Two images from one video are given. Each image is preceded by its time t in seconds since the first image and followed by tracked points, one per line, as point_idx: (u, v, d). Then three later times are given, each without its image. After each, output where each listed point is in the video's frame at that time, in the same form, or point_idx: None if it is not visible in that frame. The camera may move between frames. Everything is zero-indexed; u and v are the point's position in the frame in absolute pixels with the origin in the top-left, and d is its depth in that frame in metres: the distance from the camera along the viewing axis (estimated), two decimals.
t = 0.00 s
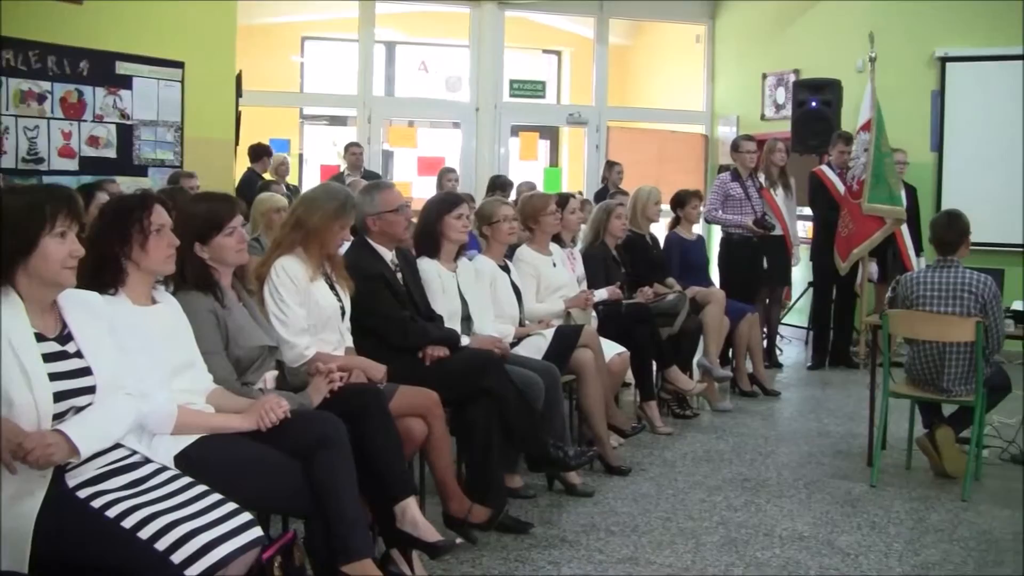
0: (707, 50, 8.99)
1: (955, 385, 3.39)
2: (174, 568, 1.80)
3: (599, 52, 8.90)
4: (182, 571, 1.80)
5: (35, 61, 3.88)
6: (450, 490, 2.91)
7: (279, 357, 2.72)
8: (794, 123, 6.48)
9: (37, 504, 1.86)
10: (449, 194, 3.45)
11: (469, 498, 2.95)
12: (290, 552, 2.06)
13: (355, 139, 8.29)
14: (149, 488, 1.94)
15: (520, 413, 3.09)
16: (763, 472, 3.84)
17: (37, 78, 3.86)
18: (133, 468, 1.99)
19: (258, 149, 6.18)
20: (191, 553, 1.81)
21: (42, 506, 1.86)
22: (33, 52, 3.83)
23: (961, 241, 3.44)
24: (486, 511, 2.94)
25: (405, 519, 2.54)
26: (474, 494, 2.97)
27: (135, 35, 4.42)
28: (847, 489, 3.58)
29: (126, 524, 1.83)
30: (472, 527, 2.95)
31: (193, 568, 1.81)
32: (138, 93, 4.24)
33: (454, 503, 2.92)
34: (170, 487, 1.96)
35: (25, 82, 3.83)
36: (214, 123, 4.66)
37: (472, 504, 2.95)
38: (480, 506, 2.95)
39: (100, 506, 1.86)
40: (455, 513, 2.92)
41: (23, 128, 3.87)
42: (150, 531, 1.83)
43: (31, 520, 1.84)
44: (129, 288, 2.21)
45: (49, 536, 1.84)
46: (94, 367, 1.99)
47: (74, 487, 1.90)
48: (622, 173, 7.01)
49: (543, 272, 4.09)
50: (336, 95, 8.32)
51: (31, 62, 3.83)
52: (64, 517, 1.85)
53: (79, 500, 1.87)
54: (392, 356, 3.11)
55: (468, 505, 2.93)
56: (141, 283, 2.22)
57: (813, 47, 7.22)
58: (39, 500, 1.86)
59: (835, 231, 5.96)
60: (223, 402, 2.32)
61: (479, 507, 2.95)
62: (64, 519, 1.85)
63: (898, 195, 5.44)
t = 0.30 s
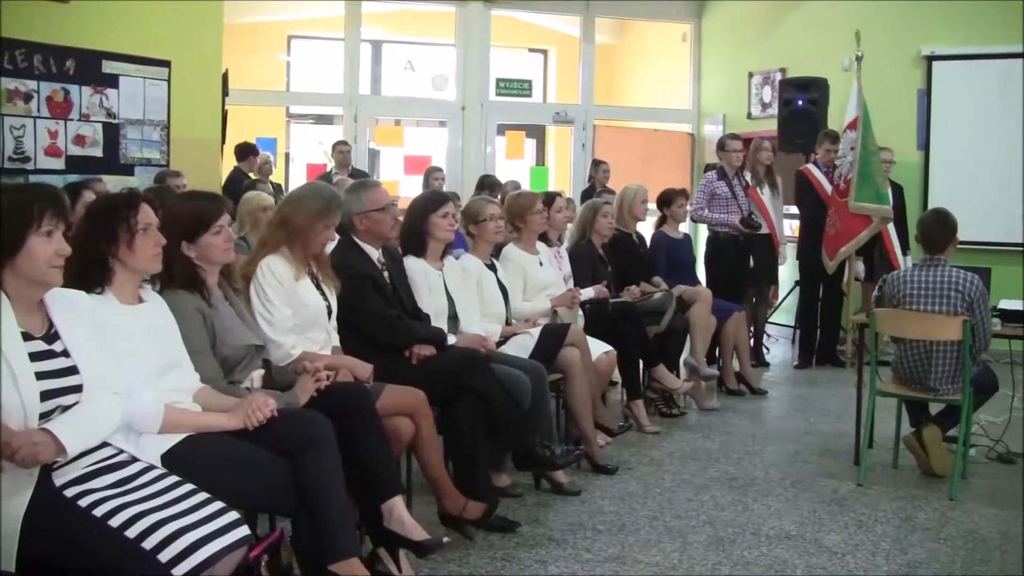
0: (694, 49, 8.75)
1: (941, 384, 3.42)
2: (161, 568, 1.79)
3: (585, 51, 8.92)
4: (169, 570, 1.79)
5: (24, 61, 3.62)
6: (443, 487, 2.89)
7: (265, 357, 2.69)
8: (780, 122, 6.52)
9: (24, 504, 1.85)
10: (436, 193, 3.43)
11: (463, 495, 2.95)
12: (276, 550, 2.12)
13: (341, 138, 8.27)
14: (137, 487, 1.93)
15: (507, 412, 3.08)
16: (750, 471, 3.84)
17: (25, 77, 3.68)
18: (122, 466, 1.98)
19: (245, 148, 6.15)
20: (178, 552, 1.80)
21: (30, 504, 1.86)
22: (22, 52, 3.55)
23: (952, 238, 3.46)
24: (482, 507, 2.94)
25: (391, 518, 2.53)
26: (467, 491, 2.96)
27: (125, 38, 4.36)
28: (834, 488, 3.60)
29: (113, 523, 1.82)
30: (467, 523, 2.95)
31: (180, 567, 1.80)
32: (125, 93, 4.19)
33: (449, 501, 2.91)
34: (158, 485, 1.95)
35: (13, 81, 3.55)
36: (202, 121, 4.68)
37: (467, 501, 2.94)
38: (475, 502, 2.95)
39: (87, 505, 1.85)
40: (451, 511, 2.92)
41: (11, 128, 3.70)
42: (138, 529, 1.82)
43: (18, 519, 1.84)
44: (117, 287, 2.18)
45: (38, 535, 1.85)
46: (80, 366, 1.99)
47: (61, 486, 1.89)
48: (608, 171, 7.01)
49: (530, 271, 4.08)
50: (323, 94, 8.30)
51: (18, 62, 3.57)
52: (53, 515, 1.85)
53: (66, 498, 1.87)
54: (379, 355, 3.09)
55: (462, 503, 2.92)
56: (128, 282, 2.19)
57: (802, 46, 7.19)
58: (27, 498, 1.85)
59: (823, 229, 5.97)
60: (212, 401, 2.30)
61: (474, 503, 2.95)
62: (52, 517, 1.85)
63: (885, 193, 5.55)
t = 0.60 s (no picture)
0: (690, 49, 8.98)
1: (939, 384, 3.41)
2: (157, 568, 1.79)
3: (582, 51, 8.90)
4: (165, 570, 1.79)
5: (19, 60, 3.41)
6: (437, 487, 2.89)
7: (262, 356, 2.69)
8: (777, 121, 6.51)
9: (21, 503, 1.86)
10: (432, 192, 3.43)
11: (457, 496, 2.93)
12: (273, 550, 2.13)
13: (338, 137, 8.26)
14: (133, 488, 1.93)
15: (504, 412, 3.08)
16: (747, 471, 3.84)
17: (21, 76, 3.43)
18: (118, 467, 1.99)
19: (242, 147, 6.13)
20: (175, 552, 1.81)
21: (25, 504, 1.87)
22: (20, 51, 3.34)
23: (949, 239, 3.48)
24: (475, 509, 2.93)
25: (388, 518, 2.53)
26: (461, 492, 2.95)
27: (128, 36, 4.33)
28: (831, 487, 3.60)
29: (110, 522, 1.82)
30: (460, 525, 2.92)
31: (177, 567, 1.80)
32: (120, 92, 4.15)
33: (442, 502, 2.90)
34: (154, 486, 1.95)
35: (11, 81, 3.35)
36: (196, 119, 4.72)
37: (460, 503, 2.93)
38: (468, 504, 2.93)
39: (83, 505, 1.86)
40: (442, 511, 2.90)
41: (8, 128, 3.53)
42: (134, 529, 1.82)
43: (14, 519, 1.84)
44: (114, 287, 2.17)
45: (32, 535, 1.85)
46: (77, 365, 1.99)
47: (57, 485, 1.90)
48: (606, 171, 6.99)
49: (526, 271, 4.08)
50: (319, 93, 8.29)
51: (15, 60, 3.32)
52: (48, 515, 1.85)
53: (63, 498, 1.87)
54: (376, 355, 3.08)
55: (456, 504, 2.91)
56: (125, 282, 2.18)
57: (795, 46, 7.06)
58: (23, 497, 1.86)
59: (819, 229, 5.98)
60: (208, 401, 2.29)
61: (466, 505, 2.93)
62: (48, 517, 1.85)
63: (881, 193, 5.53)
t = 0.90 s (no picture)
0: (689, 49, 9.09)
1: (938, 384, 3.41)
2: (157, 568, 1.79)
3: (582, 51, 8.89)
4: (165, 570, 1.79)
5: (19, 60, 3.61)
6: (437, 487, 2.89)
7: (261, 357, 2.68)
8: (776, 121, 6.50)
9: (21, 503, 1.86)
10: (431, 192, 3.43)
11: (458, 495, 2.92)
12: (273, 549, 2.13)
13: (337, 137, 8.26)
14: (132, 488, 1.93)
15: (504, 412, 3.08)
16: (746, 471, 3.85)
17: (20, 76, 3.63)
18: (118, 468, 1.99)
19: (240, 146, 6.13)
20: (175, 552, 1.81)
21: (25, 504, 1.87)
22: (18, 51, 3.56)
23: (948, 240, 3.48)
24: (476, 508, 2.92)
25: (388, 518, 2.53)
26: (462, 492, 2.95)
27: (124, 36, 4.36)
28: (830, 487, 3.60)
29: (110, 522, 1.83)
30: (461, 525, 2.92)
31: (176, 567, 1.80)
32: (120, 92, 4.19)
33: (443, 501, 2.89)
34: (154, 486, 1.96)
35: (10, 81, 3.55)
36: (196, 118, 4.66)
37: (461, 502, 2.92)
38: (469, 504, 2.93)
39: (83, 505, 1.86)
40: (444, 510, 2.90)
41: (8, 127, 3.66)
42: (134, 529, 1.82)
43: (13, 519, 1.85)
44: (113, 287, 2.17)
45: (31, 535, 1.85)
46: (77, 365, 1.99)
47: (57, 485, 1.90)
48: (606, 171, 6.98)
49: (525, 271, 4.08)
50: (318, 92, 8.29)
51: (14, 61, 3.56)
52: (47, 515, 1.85)
53: (63, 498, 1.87)
54: (375, 355, 3.08)
55: (457, 503, 2.90)
56: (125, 282, 2.18)
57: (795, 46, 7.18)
58: (22, 497, 1.86)
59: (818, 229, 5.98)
60: (207, 402, 2.29)
61: (468, 504, 2.92)
62: (47, 517, 1.85)
63: (881, 193, 5.52)
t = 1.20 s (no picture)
0: (689, 50, 9.13)
1: (938, 383, 3.41)
2: (157, 568, 1.80)
3: (582, 51, 8.87)
4: (165, 571, 1.80)
5: (17, 59, 3.80)
6: (437, 487, 2.89)
7: (261, 357, 2.68)
8: (776, 121, 6.50)
9: (21, 503, 1.86)
10: (430, 192, 3.43)
11: (458, 496, 2.93)
12: (273, 550, 2.11)
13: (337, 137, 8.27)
14: (132, 488, 1.94)
15: (503, 412, 3.08)
16: (746, 470, 3.85)
17: (18, 77, 3.81)
18: (117, 468, 1.99)
19: (238, 147, 6.12)
20: (174, 553, 1.82)
21: (25, 505, 1.87)
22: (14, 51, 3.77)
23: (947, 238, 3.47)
24: (477, 508, 2.93)
25: (388, 518, 2.53)
26: (462, 492, 2.96)
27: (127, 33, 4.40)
28: (830, 487, 3.60)
29: (109, 523, 1.84)
30: (462, 525, 2.93)
31: (177, 568, 1.81)
32: (120, 92, 4.21)
33: (444, 502, 2.90)
34: (154, 486, 1.96)
35: (6, 81, 3.75)
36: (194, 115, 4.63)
37: (462, 502, 2.93)
38: (469, 503, 2.94)
39: (83, 505, 1.87)
40: (445, 511, 2.91)
41: (7, 128, 3.80)
42: (134, 530, 1.83)
43: (14, 519, 1.85)
44: (113, 287, 2.17)
45: (32, 536, 1.85)
46: (76, 365, 1.99)
47: (57, 486, 1.90)
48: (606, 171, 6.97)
49: (525, 270, 4.08)
50: (317, 92, 8.30)
51: (11, 61, 3.77)
52: (47, 515, 1.86)
53: (62, 499, 1.88)
54: (375, 356, 3.09)
55: (457, 503, 2.91)
56: (124, 283, 2.18)
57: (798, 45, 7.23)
58: (22, 498, 1.86)
59: (817, 228, 5.99)
60: (207, 402, 2.29)
61: (469, 504, 2.93)
62: (47, 518, 1.85)
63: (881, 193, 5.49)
